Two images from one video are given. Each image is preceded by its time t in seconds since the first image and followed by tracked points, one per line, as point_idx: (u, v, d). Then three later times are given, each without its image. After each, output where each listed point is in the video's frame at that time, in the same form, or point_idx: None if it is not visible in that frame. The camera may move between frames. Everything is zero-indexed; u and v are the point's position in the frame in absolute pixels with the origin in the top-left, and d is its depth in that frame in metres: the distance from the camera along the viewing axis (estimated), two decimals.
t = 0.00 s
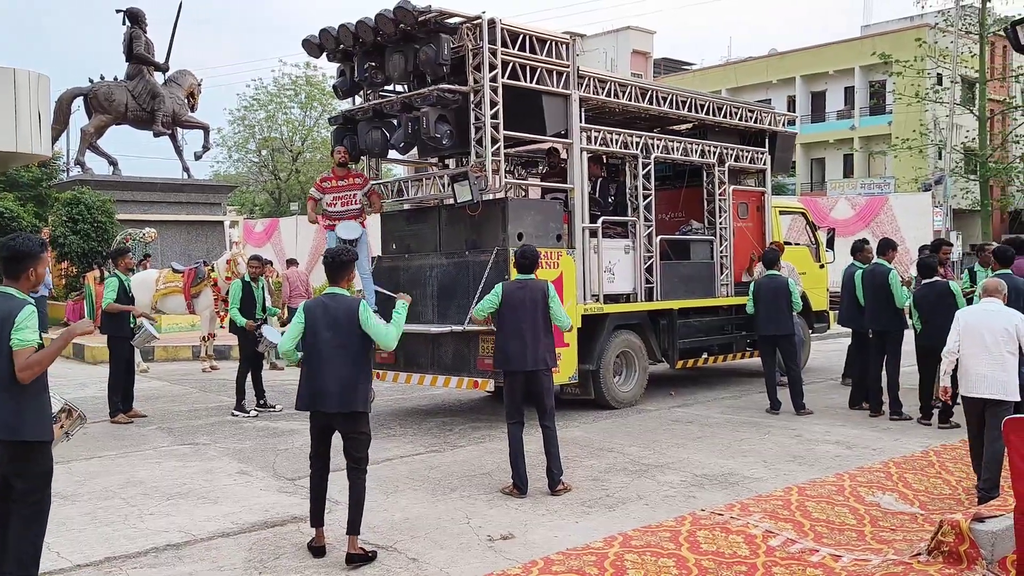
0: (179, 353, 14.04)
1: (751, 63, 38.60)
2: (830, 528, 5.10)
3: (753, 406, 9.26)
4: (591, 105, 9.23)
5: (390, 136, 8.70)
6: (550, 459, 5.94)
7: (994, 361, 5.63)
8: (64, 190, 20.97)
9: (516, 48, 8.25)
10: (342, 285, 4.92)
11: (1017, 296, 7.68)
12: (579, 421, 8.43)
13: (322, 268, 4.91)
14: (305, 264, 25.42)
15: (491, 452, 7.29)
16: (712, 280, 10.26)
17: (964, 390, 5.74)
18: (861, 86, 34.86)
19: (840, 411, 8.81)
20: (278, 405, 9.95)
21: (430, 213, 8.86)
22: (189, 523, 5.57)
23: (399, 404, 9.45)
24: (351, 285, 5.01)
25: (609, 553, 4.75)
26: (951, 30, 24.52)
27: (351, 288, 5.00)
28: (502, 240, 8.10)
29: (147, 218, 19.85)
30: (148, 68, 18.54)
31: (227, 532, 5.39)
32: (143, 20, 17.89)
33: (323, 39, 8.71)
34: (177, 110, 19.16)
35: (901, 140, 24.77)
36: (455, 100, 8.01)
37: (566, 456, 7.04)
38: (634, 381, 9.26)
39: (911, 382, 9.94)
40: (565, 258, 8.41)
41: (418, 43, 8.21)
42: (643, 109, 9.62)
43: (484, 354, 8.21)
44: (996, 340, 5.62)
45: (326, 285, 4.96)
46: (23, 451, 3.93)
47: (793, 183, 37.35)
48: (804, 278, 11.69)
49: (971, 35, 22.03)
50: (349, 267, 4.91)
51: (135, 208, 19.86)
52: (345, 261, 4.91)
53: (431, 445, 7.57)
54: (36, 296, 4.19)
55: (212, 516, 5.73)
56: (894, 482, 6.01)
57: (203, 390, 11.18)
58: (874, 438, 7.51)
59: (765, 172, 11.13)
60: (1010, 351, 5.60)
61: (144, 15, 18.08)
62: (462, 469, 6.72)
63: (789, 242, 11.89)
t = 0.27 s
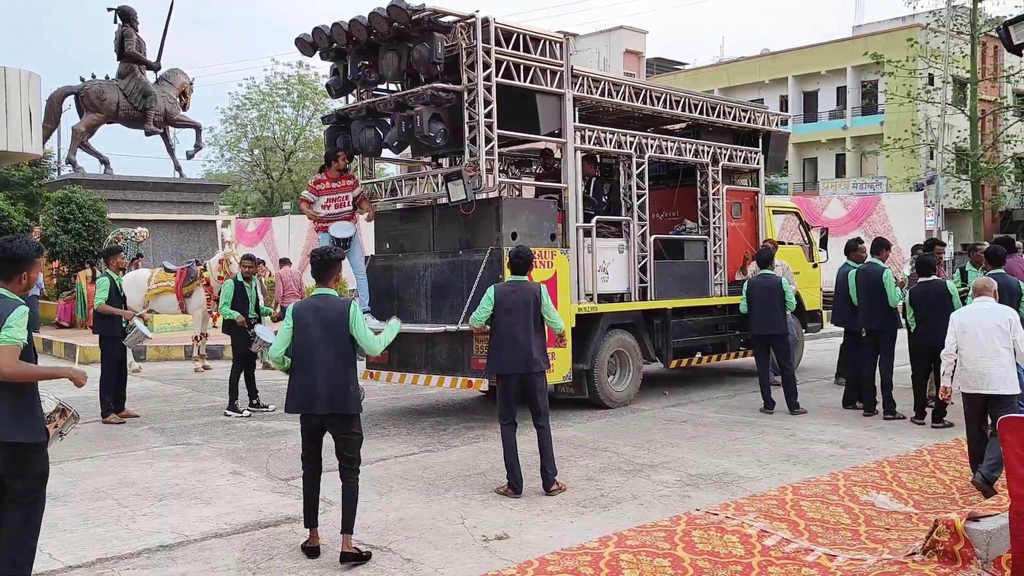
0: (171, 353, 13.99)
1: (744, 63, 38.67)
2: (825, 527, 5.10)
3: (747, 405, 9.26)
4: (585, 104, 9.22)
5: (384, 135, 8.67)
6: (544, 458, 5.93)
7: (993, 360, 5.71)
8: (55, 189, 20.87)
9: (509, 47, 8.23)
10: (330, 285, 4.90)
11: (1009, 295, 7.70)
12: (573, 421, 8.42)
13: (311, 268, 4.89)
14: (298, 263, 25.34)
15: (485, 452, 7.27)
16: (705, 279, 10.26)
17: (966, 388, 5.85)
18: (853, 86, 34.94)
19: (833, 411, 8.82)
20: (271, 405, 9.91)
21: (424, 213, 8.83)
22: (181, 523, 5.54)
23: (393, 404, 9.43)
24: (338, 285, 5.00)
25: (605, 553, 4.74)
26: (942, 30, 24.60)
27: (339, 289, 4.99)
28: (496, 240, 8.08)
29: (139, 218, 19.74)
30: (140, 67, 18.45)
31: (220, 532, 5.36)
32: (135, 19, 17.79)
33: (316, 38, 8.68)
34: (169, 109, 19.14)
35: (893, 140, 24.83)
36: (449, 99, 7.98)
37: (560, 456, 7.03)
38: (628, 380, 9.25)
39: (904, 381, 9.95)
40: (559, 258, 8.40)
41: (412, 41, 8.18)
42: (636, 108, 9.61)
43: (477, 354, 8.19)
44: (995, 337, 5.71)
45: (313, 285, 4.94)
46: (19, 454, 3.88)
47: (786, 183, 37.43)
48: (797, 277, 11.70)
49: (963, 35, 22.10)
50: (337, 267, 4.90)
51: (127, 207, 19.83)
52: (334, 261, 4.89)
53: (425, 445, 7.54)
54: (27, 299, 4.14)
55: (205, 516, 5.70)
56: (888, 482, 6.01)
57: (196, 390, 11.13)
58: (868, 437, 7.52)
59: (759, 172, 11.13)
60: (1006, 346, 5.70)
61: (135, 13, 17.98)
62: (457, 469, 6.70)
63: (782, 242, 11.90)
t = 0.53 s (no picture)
0: (157, 353, 13.87)
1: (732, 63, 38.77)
2: (817, 528, 5.08)
3: (737, 405, 9.25)
4: (575, 103, 9.18)
5: (372, 133, 8.61)
6: (535, 458, 5.88)
7: (977, 353, 5.79)
8: (39, 187, 20.66)
9: (499, 45, 8.19)
10: (315, 282, 4.83)
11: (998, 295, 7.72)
12: (563, 421, 8.38)
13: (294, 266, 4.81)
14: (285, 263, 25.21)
15: (475, 452, 7.22)
16: (695, 279, 10.24)
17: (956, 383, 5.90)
18: (840, 86, 35.09)
19: (823, 410, 8.82)
20: (259, 405, 9.82)
21: (413, 212, 8.77)
22: (168, 526, 5.46)
23: (381, 405, 9.36)
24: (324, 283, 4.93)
25: (596, 555, 4.70)
26: (929, 31, 24.72)
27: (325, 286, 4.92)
28: (486, 238, 8.03)
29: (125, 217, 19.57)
30: (126, 65, 18.28)
31: (207, 534, 5.29)
32: (121, 16, 17.63)
33: (304, 36, 8.60)
34: (156, 107, 18.99)
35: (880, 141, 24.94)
36: (439, 97, 7.92)
37: (551, 456, 6.99)
38: (618, 380, 9.23)
39: (893, 381, 9.97)
40: (549, 257, 8.37)
41: (401, 39, 8.12)
42: (627, 107, 9.59)
43: (467, 354, 8.14)
44: (978, 331, 5.80)
45: (298, 284, 4.87)
46: (8, 454, 3.83)
47: (773, 183, 37.56)
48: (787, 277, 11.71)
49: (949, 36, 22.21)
50: (321, 264, 4.83)
51: (113, 206, 19.64)
52: (318, 258, 4.82)
53: (414, 445, 7.49)
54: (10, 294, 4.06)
55: (192, 518, 5.63)
56: (880, 482, 6.00)
57: (182, 391, 11.03)
58: (859, 437, 7.52)
59: (748, 172, 11.13)
60: (997, 342, 5.73)
61: (121, 11, 17.82)
62: (446, 470, 6.65)
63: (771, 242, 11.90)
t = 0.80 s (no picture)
0: (126, 359, 13.62)
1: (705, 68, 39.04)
2: (796, 535, 5.06)
3: (713, 410, 9.24)
4: (551, 107, 9.15)
5: (346, 136, 8.50)
6: (512, 467, 5.81)
7: (960, 358, 5.82)
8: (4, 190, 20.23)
9: (475, 48, 8.12)
10: (286, 288, 4.72)
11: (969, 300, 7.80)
12: (540, 427, 8.32)
13: (265, 272, 4.70)
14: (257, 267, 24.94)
15: (451, 460, 7.13)
16: (671, 283, 10.24)
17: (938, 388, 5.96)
18: (811, 92, 35.47)
19: (799, 415, 8.84)
20: (231, 412, 9.65)
21: (388, 216, 8.68)
22: (137, 538, 5.32)
23: (356, 411, 9.24)
24: (296, 289, 4.81)
25: (576, 565, 4.64)
26: (899, 39, 25.04)
27: (297, 292, 4.80)
28: (462, 243, 7.96)
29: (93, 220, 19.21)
30: (94, 66, 17.97)
31: (177, 547, 5.15)
32: (89, 16, 17.33)
33: (277, 37, 8.48)
34: (124, 109, 18.69)
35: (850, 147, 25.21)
36: (414, 100, 7.84)
37: (528, 463, 6.92)
38: (594, 386, 9.18)
39: (867, 386, 10.03)
40: (526, 262, 8.32)
41: (376, 41, 8.03)
42: (603, 111, 9.57)
43: (442, 360, 8.05)
44: (962, 336, 5.83)
45: (270, 290, 4.76)
46: None
47: (746, 187, 37.86)
48: (761, 282, 11.75)
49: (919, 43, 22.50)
50: (292, 271, 4.71)
51: (81, 209, 19.28)
52: (289, 264, 4.70)
53: (389, 453, 7.38)
54: None
55: (162, 530, 5.48)
56: (857, 488, 6.00)
57: (152, 397, 10.82)
58: (834, 442, 7.54)
59: (723, 177, 11.15)
60: (980, 350, 5.76)
61: (89, 11, 17.52)
62: (422, 478, 6.55)
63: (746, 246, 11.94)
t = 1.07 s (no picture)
0: (95, 367, 13.36)
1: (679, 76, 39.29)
2: (777, 546, 5.03)
3: (690, 418, 9.22)
4: (528, 114, 9.10)
5: (321, 142, 8.38)
6: (490, 478, 5.73)
7: (954, 364, 6.07)
8: None
9: (452, 54, 8.06)
10: (254, 300, 4.62)
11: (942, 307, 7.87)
12: (517, 437, 8.24)
13: (232, 283, 4.59)
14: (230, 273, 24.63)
15: (428, 470, 7.03)
16: (648, 291, 10.22)
17: (931, 391, 6.17)
18: (784, 100, 35.81)
19: (776, 423, 8.84)
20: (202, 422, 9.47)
21: (364, 223, 8.58)
22: (103, 553, 5.16)
23: (330, 421, 9.10)
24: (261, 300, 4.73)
25: None
26: (870, 48, 25.34)
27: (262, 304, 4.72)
28: (438, 250, 7.88)
29: (62, 225, 18.87)
30: (64, 69, 17.68)
31: (145, 562, 5.00)
32: (58, 18, 17.04)
33: (250, 41, 8.35)
34: (94, 113, 18.39)
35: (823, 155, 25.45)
36: (390, 105, 7.75)
37: (505, 474, 6.84)
38: (572, 394, 9.12)
39: (842, 393, 10.07)
40: (503, 270, 8.26)
41: (351, 46, 7.94)
42: (580, 119, 9.55)
43: (419, 369, 7.95)
44: (957, 342, 6.08)
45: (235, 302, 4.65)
46: None
47: (720, 195, 38.11)
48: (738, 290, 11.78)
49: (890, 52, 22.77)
50: (260, 282, 4.63)
51: (49, 213, 18.92)
52: (257, 275, 4.62)
53: (364, 463, 7.27)
54: None
55: (130, 545, 5.33)
56: (835, 497, 5.99)
57: (121, 406, 10.59)
58: (812, 450, 7.54)
59: (700, 184, 11.17)
60: (974, 357, 6.00)
61: (59, 13, 17.23)
62: (398, 490, 6.45)
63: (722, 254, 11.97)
